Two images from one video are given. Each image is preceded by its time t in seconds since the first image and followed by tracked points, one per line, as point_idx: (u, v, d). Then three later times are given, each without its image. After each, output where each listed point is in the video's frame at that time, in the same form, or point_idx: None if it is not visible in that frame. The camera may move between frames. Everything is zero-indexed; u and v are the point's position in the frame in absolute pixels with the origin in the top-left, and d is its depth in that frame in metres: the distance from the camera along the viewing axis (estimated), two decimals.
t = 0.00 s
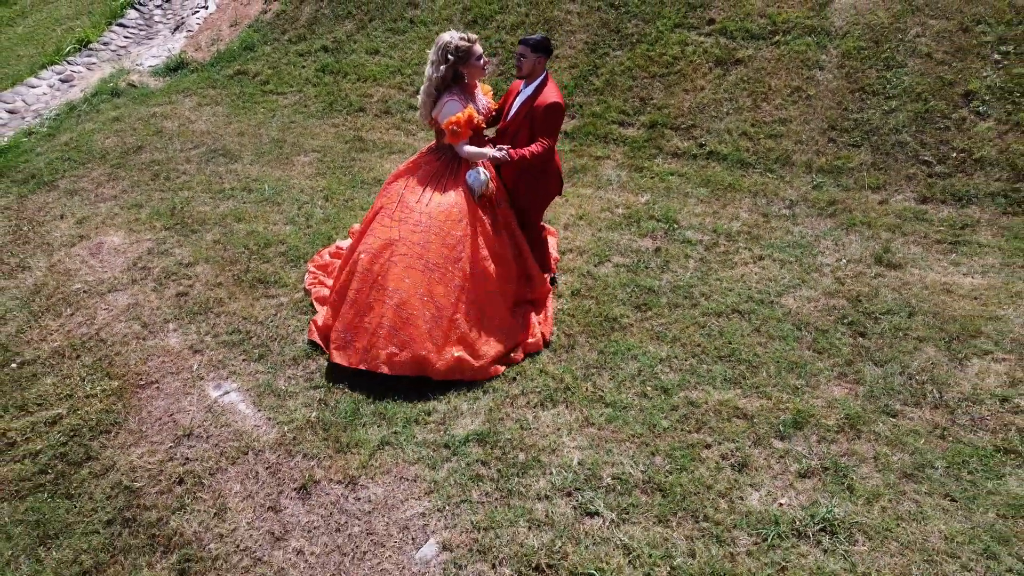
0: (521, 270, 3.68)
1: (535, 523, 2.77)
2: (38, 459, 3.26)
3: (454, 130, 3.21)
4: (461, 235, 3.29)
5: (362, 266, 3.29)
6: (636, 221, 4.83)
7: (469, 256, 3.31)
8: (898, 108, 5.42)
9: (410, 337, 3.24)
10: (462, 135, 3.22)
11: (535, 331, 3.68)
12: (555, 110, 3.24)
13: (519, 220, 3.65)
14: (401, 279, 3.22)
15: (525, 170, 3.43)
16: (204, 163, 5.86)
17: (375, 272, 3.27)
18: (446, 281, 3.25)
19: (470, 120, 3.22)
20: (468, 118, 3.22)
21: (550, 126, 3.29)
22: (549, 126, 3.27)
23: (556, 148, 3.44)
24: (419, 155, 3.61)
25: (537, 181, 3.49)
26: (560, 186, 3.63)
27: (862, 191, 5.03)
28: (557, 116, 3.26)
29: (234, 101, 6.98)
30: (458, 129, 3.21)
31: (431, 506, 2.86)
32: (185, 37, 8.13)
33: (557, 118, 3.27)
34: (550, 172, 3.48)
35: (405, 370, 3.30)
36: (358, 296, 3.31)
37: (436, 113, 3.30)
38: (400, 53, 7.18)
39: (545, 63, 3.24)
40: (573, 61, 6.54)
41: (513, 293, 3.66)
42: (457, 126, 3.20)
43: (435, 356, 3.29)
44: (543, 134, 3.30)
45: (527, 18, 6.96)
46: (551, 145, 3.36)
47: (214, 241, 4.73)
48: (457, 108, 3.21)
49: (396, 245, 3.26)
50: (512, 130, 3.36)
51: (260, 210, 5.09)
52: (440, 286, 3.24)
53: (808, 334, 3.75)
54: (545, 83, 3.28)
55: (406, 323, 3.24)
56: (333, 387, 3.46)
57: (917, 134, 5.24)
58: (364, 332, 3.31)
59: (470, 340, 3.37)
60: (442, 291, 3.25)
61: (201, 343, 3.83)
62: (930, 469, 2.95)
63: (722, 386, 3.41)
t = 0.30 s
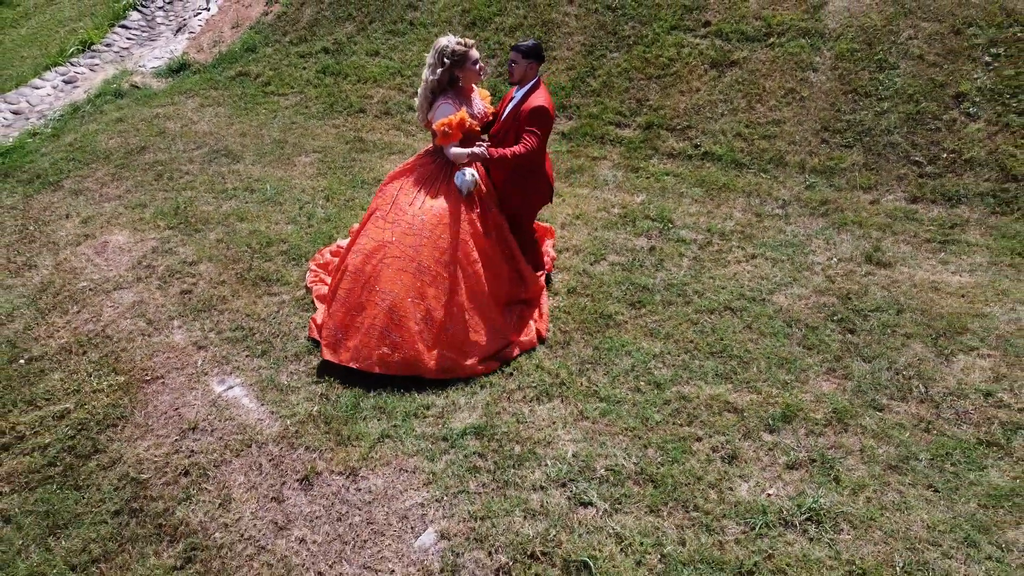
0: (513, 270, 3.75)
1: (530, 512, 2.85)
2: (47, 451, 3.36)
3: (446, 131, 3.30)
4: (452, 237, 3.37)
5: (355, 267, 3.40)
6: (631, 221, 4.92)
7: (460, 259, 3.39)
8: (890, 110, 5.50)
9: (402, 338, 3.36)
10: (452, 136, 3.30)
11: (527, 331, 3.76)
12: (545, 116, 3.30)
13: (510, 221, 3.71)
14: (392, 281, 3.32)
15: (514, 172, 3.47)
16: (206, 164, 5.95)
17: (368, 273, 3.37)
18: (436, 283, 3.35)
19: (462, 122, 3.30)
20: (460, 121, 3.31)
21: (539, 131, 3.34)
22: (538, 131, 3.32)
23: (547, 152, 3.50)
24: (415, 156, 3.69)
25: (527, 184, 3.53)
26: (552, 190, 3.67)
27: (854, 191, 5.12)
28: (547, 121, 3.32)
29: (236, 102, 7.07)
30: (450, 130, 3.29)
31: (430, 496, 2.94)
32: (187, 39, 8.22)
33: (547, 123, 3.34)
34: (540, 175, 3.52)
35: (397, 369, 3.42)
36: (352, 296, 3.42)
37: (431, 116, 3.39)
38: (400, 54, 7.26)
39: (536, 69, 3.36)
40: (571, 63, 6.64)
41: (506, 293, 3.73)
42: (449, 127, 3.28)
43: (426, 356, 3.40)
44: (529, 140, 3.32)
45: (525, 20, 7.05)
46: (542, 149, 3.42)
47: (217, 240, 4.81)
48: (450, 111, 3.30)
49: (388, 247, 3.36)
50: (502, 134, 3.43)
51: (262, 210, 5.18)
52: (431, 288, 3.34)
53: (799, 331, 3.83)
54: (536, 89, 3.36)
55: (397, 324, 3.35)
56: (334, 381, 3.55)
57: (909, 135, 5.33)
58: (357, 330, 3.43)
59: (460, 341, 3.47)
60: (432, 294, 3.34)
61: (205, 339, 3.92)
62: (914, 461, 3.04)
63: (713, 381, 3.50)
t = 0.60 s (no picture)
0: (508, 268, 3.80)
1: (526, 500, 2.94)
2: (56, 443, 3.47)
3: (440, 131, 3.40)
4: (446, 235, 3.45)
5: (353, 263, 3.52)
6: (627, 219, 5.01)
7: (454, 257, 3.48)
8: (882, 110, 5.59)
9: (396, 332, 3.46)
10: (446, 137, 3.41)
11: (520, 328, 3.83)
12: (535, 118, 3.38)
13: (505, 219, 3.77)
14: (388, 277, 3.43)
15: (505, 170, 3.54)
16: (209, 163, 6.04)
17: (365, 269, 3.49)
18: (430, 280, 3.44)
19: (455, 122, 3.39)
20: (455, 122, 3.39)
21: (529, 133, 3.41)
22: (528, 133, 3.39)
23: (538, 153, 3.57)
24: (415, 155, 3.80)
25: (518, 184, 3.60)
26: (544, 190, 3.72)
27: (846, 191, 5.21)
28: (537, 123, 3.39)
29: (238, 102, 7.17)
30: (443, 131, 3.40)
31: (429, 485, 3.03)
32: (189, 40, 8.31)
33: (538, 125, 3.41)
34: (531, 175, 3.59)
35: (392, 362, 3.52)
36: (350, 292, 3.54)
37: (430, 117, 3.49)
38: (400, 55, 7.35)
39: (529, 72, 3.45)
40: (569, 64, 6.73)
41: (501, 291, 3.80)
42: (442, 128, 3.39)
43: (420, 350, 3.50)
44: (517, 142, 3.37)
45: (524, 22, 7.14)
46: (532, 150, 3.50)
47: (220, 238, 4.90)
48: (446, 112, 3.39)
49: (384, 244, 3.47)
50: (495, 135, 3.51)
51: (265, 209, 5.27)
52: (425, 285, 3.44)
53: (790, 326, 3.92)
54: (528, 92, 3.45)
55: (392, 319, 3.46)
56: (336, 375, 3.64)
57: (901, 135, 5.41)
58: (355, 324, 3.55)
59: (453, 336, 3.55)
60: (426, 290, 3.45)
61: (210, 334, 4.01)
62: (900, 451, 3.13)
63: (706, 375, 3.59)
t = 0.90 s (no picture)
0: (504, 260, 3.89)
1: (525, 484, 3.03)
2: (68, 431, 3.57)
3: (443, 127, 3.51)
4: (444, 225, 3.55)
5: (355, 249, 3.62)
6: (625, 215, 5.10)
7: (452, 247, 3.57)
8: (876, 108, 5.68)
9: (393, 317, 3.55)
10: (446, 133, 3.51)
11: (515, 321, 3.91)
12: (533, 116, 3.46)
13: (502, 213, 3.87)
14: (387, 264, 3.53)
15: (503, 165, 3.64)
16: (214, 160, 6.14)
17: (366, 255, 3.59)
18: (428, 268, 3.54)
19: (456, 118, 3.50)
20: (456, 118, 3.51)
21: (526, 129, 3.50)
22: (525, 129, 3.48)
23: (536, 150, 3.66)
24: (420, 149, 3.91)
25: (514, 178, 3.68)
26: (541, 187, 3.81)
27: (840, 187, 5.30)
28: (534, 121, 3.48)
29: (242, 101, 7.26)
30: (444, 127, 3.51)
31: (431, 470, 3.12)
32: (193, 39, 8.40)
33: (536, 122, 3.50)
34: (527, 171, 3.70)
35: (387, 348, 3.60)
36: (350, 278, 3.63)
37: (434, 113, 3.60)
38: (401, 54, 7.44)
39: (529, 71, 3.56)
40: (568, 63, 6.82)
41: (497, 283, 3.87)
42: (444, 124, 3.50)
43: (415, 337, 3.58)
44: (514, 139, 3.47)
45: (524, 22, 7.23)
46: (530, 147, 3.59)
47: (226, 233, 4.99)
48: (448, 108, 3.49)
49: (385, 232, 3.58)
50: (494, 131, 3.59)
51: (269, 204, 5.36)
52: (423, 273, 3.53)
53: (783, 318, 4.01)
54: (528, 91, 3.54)
55: (389, 305, 3.55)
56: (340, 364, 3.73)
57: (894, 133, 5.50)
58: (353, 310, 3.63)
59: (448, 325, 3.63)
60: (425, 278, 3.54)
61: (216, 326, 4.10)
62: (889, 437, 3.22)
63: (701, 365, 3.68)
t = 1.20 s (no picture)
0: (505, 248, 3.98)
1: (524, 465, 3.12)
2: (77, 417, 3.66)
3: (451, 120, 3.66)
4: (447, 209, 3.64)
5: (360, 230, 3.71)
6: (623, 208, 5.18)
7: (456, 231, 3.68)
8: (870, 104, 5.76)
9: (394, 296, 3.63)
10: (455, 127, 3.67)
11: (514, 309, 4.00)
12: (535, 109, 3.52)
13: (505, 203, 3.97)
14: (391, 244, 3.62)
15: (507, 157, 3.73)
16: (218, 156, 6.22)
17: (371, 235, 3.68)
18: (430, 250, 3.63)
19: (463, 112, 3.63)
20: (463, 110, 3.64)
21: (528, 122, 3.57)
22: (526, 122, 3.54)
23: (539, 142, 3.73)
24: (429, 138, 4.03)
25: (516, 169, 3.77)
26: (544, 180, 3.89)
27: (834, 181, 5.39)
28: (535, 114, 3.53)
29: (245, 97, 7.35)
30: (452, 121, 3.66)
31: (433, 452, 3.21)
32: (196, 37, 8.48)
33: (537, 115, 3.55)
34: (530, 163, 3.76)
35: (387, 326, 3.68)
36: (355, 257, 3.72)
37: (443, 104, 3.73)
38: (402, 51, 7.52)
39: (533, 65, 3.60)
40: (567, 60, 6.90)
41: (498, 270, 3.97)
42: (451, 117, 3.65)
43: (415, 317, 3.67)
44: (516, 132, 3.55)
45: (523, 19, 7.31)
46: (532, 139, 3.65)
47: (230, 226, 5.08)
48: (455, 101, 3.61)
49: (391, 213, 3.67)
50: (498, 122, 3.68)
51: (272, 198, 5.45)
52: (426, 254, 3.62)
53: (777, 308, 4.10)
54: (531, 85, 3.60)
55: (391, 284, 3.63)
56: (344, 352, 3.82)
57: (888, 128, 5.59)
58: (355, 288, 3.71)
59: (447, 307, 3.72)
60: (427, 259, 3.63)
61: (222, 315, 4.19)
62: (878, 421, 3.31)
63: (696, 352, 3.76)
